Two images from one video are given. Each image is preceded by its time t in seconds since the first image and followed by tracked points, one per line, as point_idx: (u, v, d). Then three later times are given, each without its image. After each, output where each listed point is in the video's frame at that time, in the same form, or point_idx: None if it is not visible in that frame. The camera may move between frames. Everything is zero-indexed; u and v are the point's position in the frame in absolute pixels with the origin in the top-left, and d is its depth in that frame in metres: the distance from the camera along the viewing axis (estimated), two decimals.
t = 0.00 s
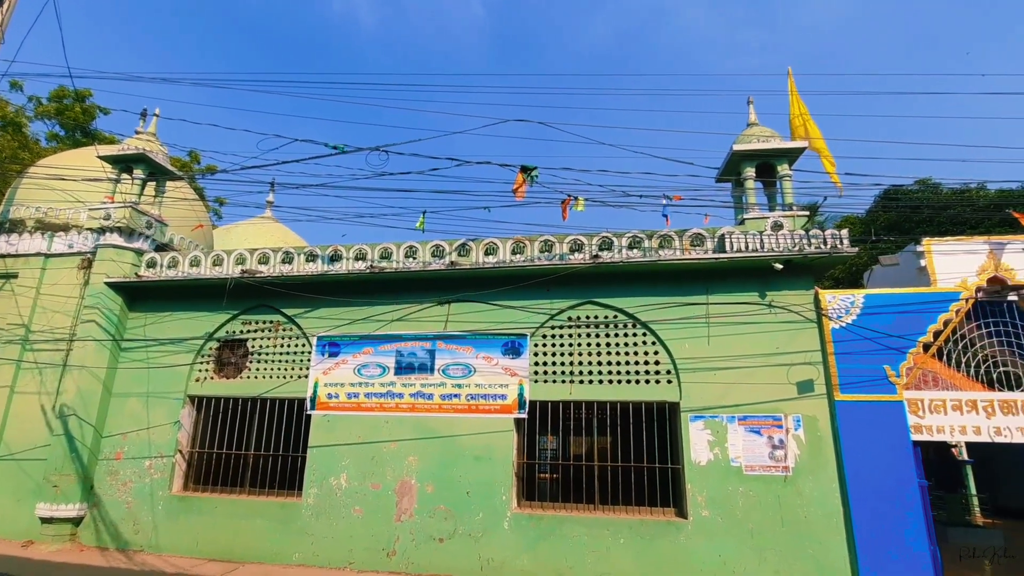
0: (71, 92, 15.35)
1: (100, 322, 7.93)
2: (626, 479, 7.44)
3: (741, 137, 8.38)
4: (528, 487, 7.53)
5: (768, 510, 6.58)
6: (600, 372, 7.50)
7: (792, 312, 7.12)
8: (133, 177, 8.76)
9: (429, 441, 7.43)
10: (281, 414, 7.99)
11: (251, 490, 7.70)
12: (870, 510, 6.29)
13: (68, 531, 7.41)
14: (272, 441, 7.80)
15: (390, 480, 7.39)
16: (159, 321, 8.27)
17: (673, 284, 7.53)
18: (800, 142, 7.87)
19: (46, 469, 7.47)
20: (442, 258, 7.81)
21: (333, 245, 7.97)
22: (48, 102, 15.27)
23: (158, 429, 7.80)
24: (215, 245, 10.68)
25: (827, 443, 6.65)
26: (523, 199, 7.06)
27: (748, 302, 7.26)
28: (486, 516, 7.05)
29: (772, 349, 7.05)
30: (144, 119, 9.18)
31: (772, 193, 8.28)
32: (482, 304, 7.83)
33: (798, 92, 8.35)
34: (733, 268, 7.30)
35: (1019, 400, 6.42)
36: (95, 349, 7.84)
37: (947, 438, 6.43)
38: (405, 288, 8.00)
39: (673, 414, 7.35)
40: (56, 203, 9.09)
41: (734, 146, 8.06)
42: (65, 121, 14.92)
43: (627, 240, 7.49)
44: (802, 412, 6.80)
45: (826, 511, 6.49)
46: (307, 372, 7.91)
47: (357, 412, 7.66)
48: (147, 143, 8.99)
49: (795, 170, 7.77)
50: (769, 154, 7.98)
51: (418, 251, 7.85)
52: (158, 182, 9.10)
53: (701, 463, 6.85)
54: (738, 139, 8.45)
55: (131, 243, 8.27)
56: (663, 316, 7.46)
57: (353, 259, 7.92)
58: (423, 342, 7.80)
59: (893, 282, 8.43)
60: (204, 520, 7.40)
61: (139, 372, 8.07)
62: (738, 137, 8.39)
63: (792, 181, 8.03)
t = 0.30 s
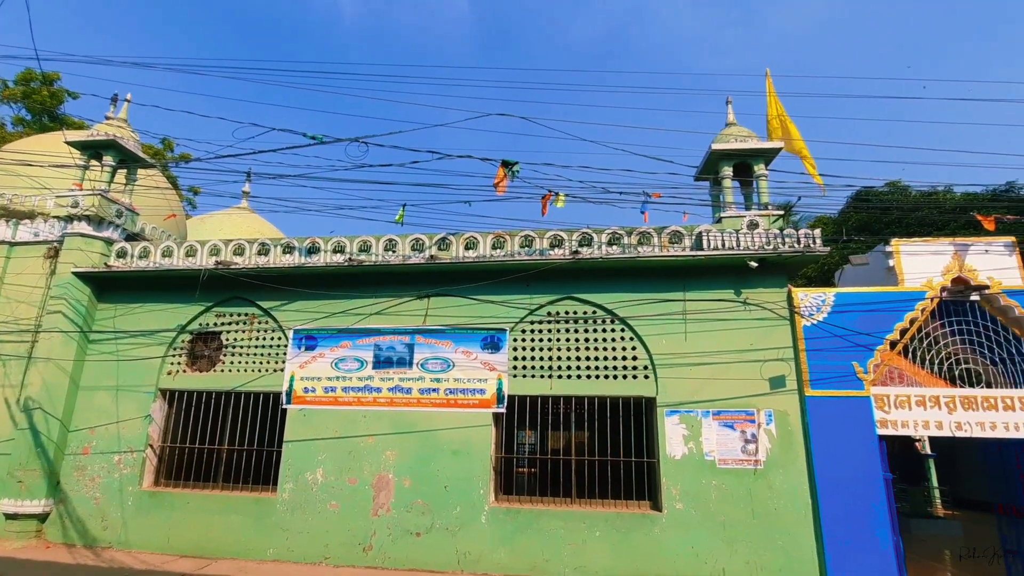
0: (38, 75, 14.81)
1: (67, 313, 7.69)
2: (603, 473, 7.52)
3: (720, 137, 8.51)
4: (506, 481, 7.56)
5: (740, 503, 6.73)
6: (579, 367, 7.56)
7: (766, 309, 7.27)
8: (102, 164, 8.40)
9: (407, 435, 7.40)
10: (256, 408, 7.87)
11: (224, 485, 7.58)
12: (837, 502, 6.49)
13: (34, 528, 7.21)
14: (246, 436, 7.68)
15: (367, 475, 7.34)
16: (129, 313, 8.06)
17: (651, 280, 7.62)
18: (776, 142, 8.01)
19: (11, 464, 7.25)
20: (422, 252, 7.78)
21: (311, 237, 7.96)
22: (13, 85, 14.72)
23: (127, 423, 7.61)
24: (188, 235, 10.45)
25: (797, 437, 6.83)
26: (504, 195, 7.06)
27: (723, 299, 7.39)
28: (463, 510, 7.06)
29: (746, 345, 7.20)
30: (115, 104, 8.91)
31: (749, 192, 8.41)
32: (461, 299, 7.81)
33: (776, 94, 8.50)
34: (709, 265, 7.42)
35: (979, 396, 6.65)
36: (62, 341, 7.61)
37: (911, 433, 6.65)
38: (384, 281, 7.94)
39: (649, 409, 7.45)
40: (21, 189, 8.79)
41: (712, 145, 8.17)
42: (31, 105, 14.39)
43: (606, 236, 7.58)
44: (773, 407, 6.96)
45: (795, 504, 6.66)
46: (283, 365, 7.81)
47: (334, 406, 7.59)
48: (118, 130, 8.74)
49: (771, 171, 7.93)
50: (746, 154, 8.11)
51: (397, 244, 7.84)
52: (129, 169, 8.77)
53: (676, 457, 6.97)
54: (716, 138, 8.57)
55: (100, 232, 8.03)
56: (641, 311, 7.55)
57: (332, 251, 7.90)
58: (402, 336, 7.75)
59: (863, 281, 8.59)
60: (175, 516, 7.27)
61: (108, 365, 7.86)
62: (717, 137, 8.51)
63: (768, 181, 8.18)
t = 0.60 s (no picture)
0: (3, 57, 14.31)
1: (33, 305, 7.45)
2: (580, 467, 7.60)
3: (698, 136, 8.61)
4: (484, 476, 7.59)
5: (714, 496, 6.87)
6: (558, 362, 7.60)
7: (741, 306, 7.42)
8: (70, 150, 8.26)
9: (385, 430, 7.36)
10: (230, 403, 7.74)
11: (198, 480, 7.44)
12: (806, 495, 6.67)
13: None
14: (220, 431, 7.55)
15: (344, 470, 7.28)
16: (98, 305, 7.83)
17: (630, 277, 7.70)
18: (753, 143, 8.15)
19: None
20: (401, 246, 7.74)
21: (288, 229, 7.83)
22: None
23: (97, 418, 7.42)
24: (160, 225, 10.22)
25: (769, 432, 6.99)
26: (485, 188, 7.04)
27: (700, 296, 7.51)
28: (441, 505, 7.07)
29: (721, 342, 7.33)
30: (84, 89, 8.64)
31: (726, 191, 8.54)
32: (441, 293, 7.79)
33: (753, 95, 8.64)
34: (686, 263, 7.54)
35: (942, 392, 6.89)
36: (28, 334, 7.39)
37: (877, 427, 6.86)
38: (362, 275, 7.87)
39: (626, 404, 7.53)
40: None
41: (691, 144, 8.27)
42: None
43: (586, 233, 7.65)
44: (746, 402, 7.11)
45: (766, 496, 6.83)
46: (258, 359, 7.69)
47: (311, 400, 7.50)
48: (88, 115, 8.51)
49: (748, 170, 8.07)
50: (723, 153, 8.24)
51: (377, 238, 7.77)
52: (100, 157, 8.54)
53: (652, 451, 7.07)
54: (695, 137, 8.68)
55: (68, 221, 7.82)
56: (619, 308, 7.63)
57: (309, 244, 7.79)
58: (380, 330, 7.70)
59: (832, 280, 8.79)
60: (147, 512, 7.12)
61: (76, 358, 7.64)
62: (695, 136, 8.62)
63: (744, 181, 8.32)
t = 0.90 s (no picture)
0: None
1: None
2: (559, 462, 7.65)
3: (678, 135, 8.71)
4: (463, 472, 7.59)
5: (689, 490, 6.99)
6: (537, 358, 7.65)
7: (717, 304, 7.54)
8: (37, 138, 7.95)
9: (363, 426, 7.30)
10: (204, 398, 7.59)
11: (170, 477, 7.30)
12: (778, 489, 6.83)
13: None
14: (194, 427, 7.41)
15: (321, 466, 7.21)
16: (66, 298, 7.61)
17: (609, 274, 7.76)
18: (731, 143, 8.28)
19: None
20: (381, 241, 7.70)
21: (265, 222, 7.73)
22: None
23: (64, 414, 7.23)
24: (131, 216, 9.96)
25: (743, 427, 7.14)
26: (465, 183, 7.02)
27: (677, 294, 7.62)
28: (419, 501, 7.05)
29: (698, 339, 7.45)
30: (52, 74, 8.36)
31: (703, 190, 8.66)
32: (421, 288, 7.75)
33: (732, 96, 8.76)
34: (664, 261, 7.64)
35: (908, 389, 7.12)
36: None
37: (846, 422, 7.05)
38: (340, 270, 7.79)
39: (604, 400, 7.58)
40: None
41: (670, 143, 8.36)
42: None
43: (567, 230, 7.68)
44: (721, 398, 7.24)
45: (739, 490, 6.97)
46: (234, 354, 7.56)
47: (287, 396, 7.41)
48: (56, 102, 8.20)
49: (726, 170, 8.19)
50: (702, 153, 8.35)
51: (356, 232, 7.73)
52: (69, 145, 8.28)
53: (629, 446, 7.16)
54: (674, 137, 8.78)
55: (35, 211, 7.57)
56: (599, 304, 7.69)
57: (287, 237, 7.72)
58: (359, 325, 7.63)
59: (805, 280, 8.91)
60: (116, 510, 6.96)
61: (42, 352, 7.43)
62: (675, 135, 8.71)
63: (722, 180, 8.45)
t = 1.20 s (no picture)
0: None
1: None
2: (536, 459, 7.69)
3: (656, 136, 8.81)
4: (440, 469, 7.58)
5: (663, 485, 7.11)
6: (514, 355, 7.66)
7: (693, 303, 7.66)
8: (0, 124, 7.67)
9: (339, 423, 7.23)
10: (174, 395, 7.41)
11: (139, 475, 7.13)
12: (748, 483, 7.00)
13: None
14: (164, 423, 7.24)
15: (295, 464, 7.12)
16: (30, 291, 7.38)
17: (588, 272, 7.82)
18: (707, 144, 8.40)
19: None
20: (359, 236, 7.63)
21: (239, 215, 7.59)
22: None
23: (28, 410, 7.04)
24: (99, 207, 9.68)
25: (716, 423, 7.28)
26: (443, 178, 6.97)
27: (654, 292, 7.72)
28: (395, 498, 7.01)
29: (674, 337, 7.56)
30: (16, 59, 8.07)
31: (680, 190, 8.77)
32: (399, 284, 7.69)
33: (709, 97, 8.90)
34: (642, 260, 7.72)
35: (874, 386, 7.35)
36: None
37: (815, 419, 7.24)
38: (317, 265, 7.69)
39: (581, 398, 7.64)
40: None
41: (649, 143, 8.45)
42: None
43: (546, 227, 7.74)
44: (695, 395, 7.37)
45: (712, 486, 7.11)
46: (205, 350, 7.41)
47: (260, 392, 7.29)
48: (21, 88, 7.90)
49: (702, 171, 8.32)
50: (680, 153, 8.46)
51: (333, 227, 7.64)
52: (34, 132, 8.00)
53: (605, 442, 7.23)
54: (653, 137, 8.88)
55: None
56: (577, 302, 7.74)
57: (261, 231, 7.59)
58: (335, 321, 7.55)
59: (778, 280, 9.03)
60: (82, 509, 6.79)
61: (5, 347, 7.22)
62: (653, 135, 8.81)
63: (698, 181, 8.58)
